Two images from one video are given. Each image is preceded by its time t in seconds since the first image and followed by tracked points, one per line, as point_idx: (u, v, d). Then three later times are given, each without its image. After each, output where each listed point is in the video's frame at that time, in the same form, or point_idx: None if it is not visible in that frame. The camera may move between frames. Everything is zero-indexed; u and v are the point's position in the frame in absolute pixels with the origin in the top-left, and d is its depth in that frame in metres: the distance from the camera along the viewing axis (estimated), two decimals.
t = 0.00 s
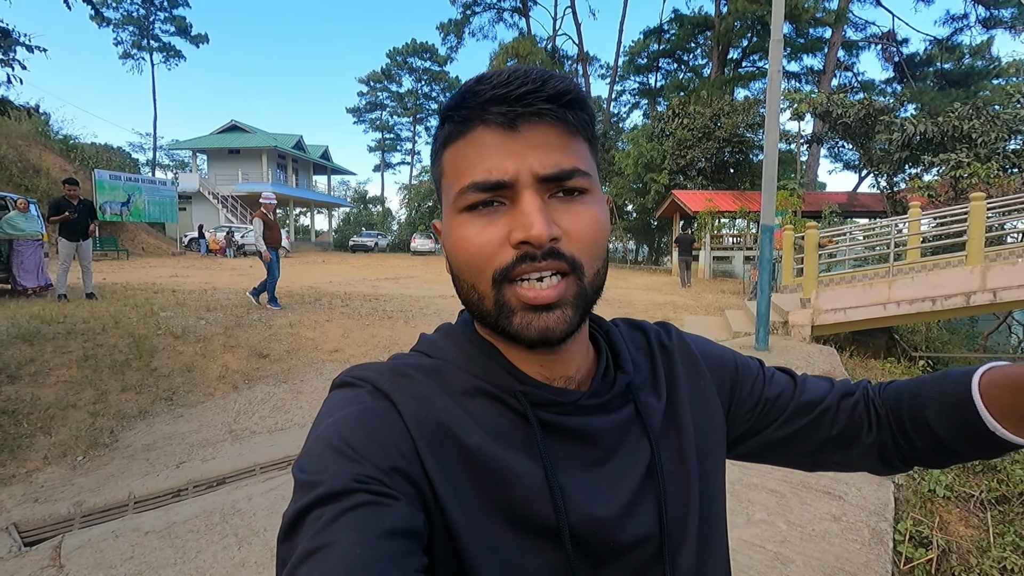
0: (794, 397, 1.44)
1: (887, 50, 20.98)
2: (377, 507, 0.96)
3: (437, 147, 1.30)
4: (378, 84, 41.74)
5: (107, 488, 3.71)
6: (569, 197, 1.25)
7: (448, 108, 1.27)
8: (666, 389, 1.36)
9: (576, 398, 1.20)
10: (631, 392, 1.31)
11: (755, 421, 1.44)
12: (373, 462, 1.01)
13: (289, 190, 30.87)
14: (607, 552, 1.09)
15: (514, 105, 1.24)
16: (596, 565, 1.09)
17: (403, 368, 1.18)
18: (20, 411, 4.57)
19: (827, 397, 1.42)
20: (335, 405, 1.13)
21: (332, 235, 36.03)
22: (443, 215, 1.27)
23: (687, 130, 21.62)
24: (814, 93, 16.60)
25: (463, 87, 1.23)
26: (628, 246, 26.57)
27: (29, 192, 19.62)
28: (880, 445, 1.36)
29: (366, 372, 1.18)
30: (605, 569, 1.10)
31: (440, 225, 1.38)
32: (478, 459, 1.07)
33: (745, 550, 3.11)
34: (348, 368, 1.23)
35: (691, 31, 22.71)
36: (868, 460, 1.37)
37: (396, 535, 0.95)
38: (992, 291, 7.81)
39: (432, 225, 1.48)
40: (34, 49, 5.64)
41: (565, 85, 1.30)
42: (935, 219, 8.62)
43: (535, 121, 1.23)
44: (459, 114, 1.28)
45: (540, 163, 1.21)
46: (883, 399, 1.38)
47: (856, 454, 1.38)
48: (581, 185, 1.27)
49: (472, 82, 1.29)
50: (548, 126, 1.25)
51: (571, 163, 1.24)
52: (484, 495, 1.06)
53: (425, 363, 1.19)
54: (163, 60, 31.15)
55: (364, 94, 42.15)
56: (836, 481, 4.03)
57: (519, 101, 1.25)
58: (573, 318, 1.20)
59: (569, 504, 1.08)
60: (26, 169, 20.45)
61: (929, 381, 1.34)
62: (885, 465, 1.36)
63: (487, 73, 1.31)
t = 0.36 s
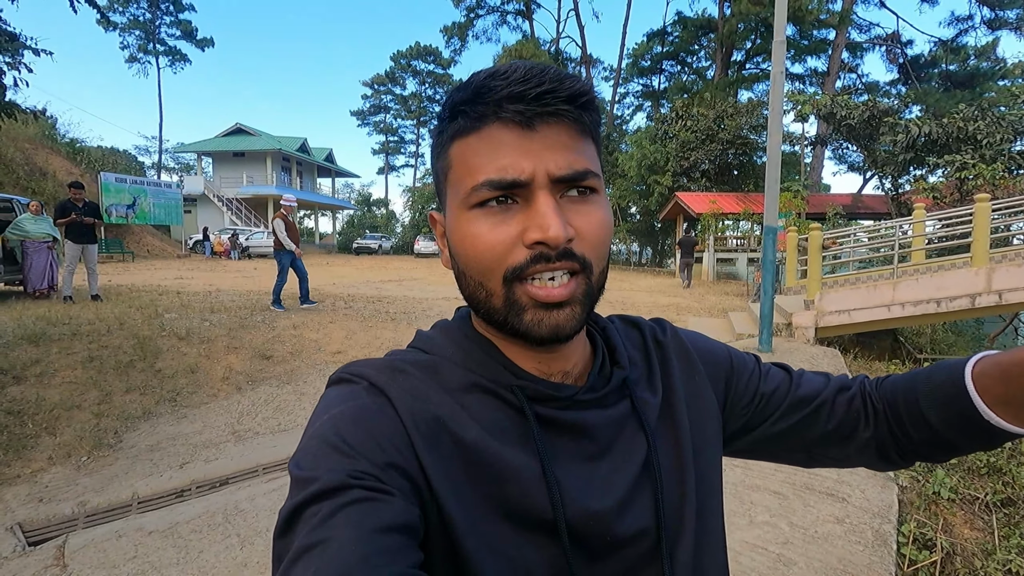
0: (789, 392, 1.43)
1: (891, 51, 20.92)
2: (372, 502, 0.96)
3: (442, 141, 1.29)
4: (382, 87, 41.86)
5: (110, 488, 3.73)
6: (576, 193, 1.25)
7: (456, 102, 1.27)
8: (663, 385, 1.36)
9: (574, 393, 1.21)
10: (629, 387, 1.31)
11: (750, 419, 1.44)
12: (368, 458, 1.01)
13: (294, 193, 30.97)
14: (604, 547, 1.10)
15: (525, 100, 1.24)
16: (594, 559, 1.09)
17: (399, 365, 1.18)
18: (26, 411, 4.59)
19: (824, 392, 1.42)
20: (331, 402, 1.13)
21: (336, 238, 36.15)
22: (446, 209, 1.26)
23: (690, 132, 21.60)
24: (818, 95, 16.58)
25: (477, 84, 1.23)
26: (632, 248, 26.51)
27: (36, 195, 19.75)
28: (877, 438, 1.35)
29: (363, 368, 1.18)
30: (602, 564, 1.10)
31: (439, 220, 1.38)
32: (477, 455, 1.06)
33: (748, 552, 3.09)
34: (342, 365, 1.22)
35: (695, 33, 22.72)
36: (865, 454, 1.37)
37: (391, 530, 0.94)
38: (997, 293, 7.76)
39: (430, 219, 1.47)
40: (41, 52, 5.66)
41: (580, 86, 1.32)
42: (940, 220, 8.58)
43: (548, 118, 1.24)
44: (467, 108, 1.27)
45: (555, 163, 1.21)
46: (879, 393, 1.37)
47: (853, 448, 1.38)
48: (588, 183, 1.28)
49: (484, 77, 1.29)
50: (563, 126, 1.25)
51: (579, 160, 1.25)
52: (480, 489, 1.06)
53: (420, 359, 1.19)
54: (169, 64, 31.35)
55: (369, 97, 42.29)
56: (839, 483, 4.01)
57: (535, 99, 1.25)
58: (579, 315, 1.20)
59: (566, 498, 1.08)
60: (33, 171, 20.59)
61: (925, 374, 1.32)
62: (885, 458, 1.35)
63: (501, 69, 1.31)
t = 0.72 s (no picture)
0: (783, 395, 1.44)
1: (889, 57, 20.99)
2: (371, 505, 0.96)
3: (451, 140, 1.29)
4: (382, 92, 41.96)
5: (108, 493, 3.72)
6: (583, 196, 1.27)
7: (471, 102, 1.27)
8: (659, 390, 1.37)
9: (570, 399, 1.20)
10: (624, 393, 1.30)
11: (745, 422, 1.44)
12: (365, 462, 1.01)
13: (293, 198, 31.00)
14: (600, 550, 1.10)
15: (539, 103, 1.25)
16: (590, 564, 1.09)
17: (396, 370, 1.18)
18: (24, 416, 4.59)
19: (816, 397, 1.42)
20: (327, 407, 1.13)
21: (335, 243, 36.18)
22: (453, 207, 1.26)
23: (690, 137, 21.67)
24: (817, 100, 16.64)
25: (491, 83, 1.24)
26: (631, 252, 26.54)
27: (36, 199, 19.78)
28: (868, 442, 1.36)
29: (361, 374, 1.18)
30: (598, 568, 1.10)
31: (439, 222, 1.37)
32: (474, 461, 1.07)
33: (747, 558, 3.08)
34: (339, 370, 1.22)
35: (693, 39, 22.82)
36: (856, 457, 1.38)
37: (387, 536, 0.94)
38: (996, 297, 7.76)
39: (427, 221, 1.47)
40: (41, 58, 5.67)
41: (589, 96, 1.35)
42: (938, 225, 8.59)
43: (561, 122, 1.26)
44: (481, 109, 1.28)
45: (564, 163, 1.23)
46: (869, 398, 1.38)
47: (846, 452, 1.38)
48: (594, 188, 1.29)
49: (496, 80, 1.30)
50: (572, 130, 1.27)
51: (587, 166, 1.27)
52: (475, 493, 1.06)
53: (417, 364, 1.19)
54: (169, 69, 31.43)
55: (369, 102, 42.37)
56: (838, 488, 4.01)
57: (545, 102, 1.27)
58: (580, 314, 1.20)
59: (563, 503, 1.08)
60: (33, 176, 20.63)
61: (916, 383, 1.33)
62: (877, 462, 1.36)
63: (513, 73, 1.32)
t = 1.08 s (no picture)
0: (762, 406, 1.44)
1: (882, 63, 21.12)
2: (350, 513, 0.95)
3: (438, 140, 1.29)
4: (379, 96, 41.97)
5: (98, 499, 3.69)
6: (561, 199, 1.26)
7: (457, 102, 1.28)
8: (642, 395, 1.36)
9: (553, 403, 1.20)
10: (607, 398, 1.30)
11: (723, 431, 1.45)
12: (345, 467, 1.01)
13: (289, 201, 30.93)
14: (582, 556, 1.09)
15: (523, 105, 1.26)
16: (571, 569, 1.09)
17: (379, 373, 1.17)
18: (14, 421, 4.55)
19: (795, 411, 1.42)
20: (306, 412, 1.11)
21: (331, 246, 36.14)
22: (437, 208, 1.26)
23: (685, 141, 21.72)
24: (811, 105, 16.73)
25: (474, 85, 1.24)
26: (627, 256, 26.59)
27: (30, 203, 19.70)
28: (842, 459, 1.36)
29: (341, 378, 1.16)
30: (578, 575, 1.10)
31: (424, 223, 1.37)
32: (456, 466, 1.06)
33: (741, 562, 3.08)
34: (321, 373, 1.21)
35: (689, 44, 22.90)
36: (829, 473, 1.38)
37: (366, 543, 0.93)
38: (988, 301, 7.80)
39: (415, 221, 1.47)
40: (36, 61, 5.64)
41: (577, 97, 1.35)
42: (931, 229, 8.64)
43: (543, 123, 1.25)
44: (467, 109, 1.28)
45: (544, 163, 1.22)
46: (845, 416, 1.39)
47: (822, 467, 1.38)
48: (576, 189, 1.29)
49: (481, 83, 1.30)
50: (556, 133, 1.27)
51: (569, 167, 1.26)
52: (456, 496, 1.06)
53: (398, 367, 1.18)
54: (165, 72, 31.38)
55: (365, 106, 42.38)
56: (831, 492, 4.01)
57: (530, 104, 1.27)
58: (557, 315, 1.20)
59: (544, 509, 1.08)
60: (27, 179, 20.55)
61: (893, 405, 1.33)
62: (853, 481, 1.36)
63: (500, 75, 1.32)
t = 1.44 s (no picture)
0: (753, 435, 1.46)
1: (881, 64, 21.16)
2: (350, 508, 0.95)
3: (430, 132, 1.27)
4: (379, 98, 42.01)
5: (96, 500, 3.68)
6: (566, 187, 1.26)
7: (449, 92, 1.24)
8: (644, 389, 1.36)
9: (556, 393, 1.19)
10: (610, 389, 1.30)
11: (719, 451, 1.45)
12: (345, 462, 1.00)
13: (289, 203, 30.92)
14: (583, 551, 1.09)
15: (521, 94, 1.24)
16: (573, 564, 1.09)
17: (379, 365, 1.15)
18: (12, 422, 4.54)
19: (774, 450, 1.44)
20: (305, 406, 1.10)
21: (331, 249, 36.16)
22: (433, 202, 1.24)
23: (684, 143, 21.74)
24: (810, 107, 16.77)
25: (468, 74, 1.21)
26: (627, 258, 26.60)
27: (29, 204, 19.70)
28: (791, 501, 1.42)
29: (340, 371, 1.15)
30: (580, 568, 1.10)
31: (421, 216, 1.35)
32: (456, 458, 1.05)
33: (740, 563, 3.07)
34: (320, 367, 1.20)
35: (688, 46, 22.93)
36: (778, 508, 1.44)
37: (366, 538, 0.93)
38: (987, 302, 7.79)
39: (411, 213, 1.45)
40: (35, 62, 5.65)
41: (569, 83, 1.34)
42: (930, 231, 8.63)
43: (544, 111, 1.24)
44: (458, 100, 1.25)
45: (545, 153, 1.21)
46: (808, 474, 1.40)
47: (777, 504, 1.43)
48: (577, 177, 1.28)
49: (471, 70, 1.28)
50: (554, 118, 1.26)
51: (571, 154, 1.25)
52: (458, 489, 1.05)
53: (398, 359, 1.16)
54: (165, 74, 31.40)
55: (365, 108, 42.40)
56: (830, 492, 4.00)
57: (525, 92, 1.24)
58: (568, 302, 1.19)
59: (546, 501, 1.07)
60: (26, 181, 20.54)
61: (849, 485, 1.35)
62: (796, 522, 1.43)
63: (487, 62, 1.30)
